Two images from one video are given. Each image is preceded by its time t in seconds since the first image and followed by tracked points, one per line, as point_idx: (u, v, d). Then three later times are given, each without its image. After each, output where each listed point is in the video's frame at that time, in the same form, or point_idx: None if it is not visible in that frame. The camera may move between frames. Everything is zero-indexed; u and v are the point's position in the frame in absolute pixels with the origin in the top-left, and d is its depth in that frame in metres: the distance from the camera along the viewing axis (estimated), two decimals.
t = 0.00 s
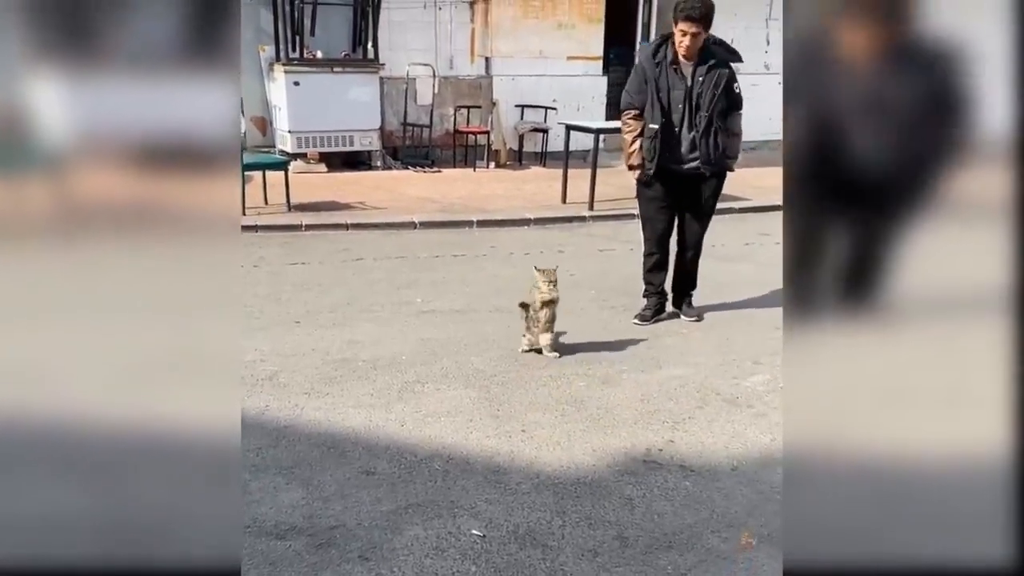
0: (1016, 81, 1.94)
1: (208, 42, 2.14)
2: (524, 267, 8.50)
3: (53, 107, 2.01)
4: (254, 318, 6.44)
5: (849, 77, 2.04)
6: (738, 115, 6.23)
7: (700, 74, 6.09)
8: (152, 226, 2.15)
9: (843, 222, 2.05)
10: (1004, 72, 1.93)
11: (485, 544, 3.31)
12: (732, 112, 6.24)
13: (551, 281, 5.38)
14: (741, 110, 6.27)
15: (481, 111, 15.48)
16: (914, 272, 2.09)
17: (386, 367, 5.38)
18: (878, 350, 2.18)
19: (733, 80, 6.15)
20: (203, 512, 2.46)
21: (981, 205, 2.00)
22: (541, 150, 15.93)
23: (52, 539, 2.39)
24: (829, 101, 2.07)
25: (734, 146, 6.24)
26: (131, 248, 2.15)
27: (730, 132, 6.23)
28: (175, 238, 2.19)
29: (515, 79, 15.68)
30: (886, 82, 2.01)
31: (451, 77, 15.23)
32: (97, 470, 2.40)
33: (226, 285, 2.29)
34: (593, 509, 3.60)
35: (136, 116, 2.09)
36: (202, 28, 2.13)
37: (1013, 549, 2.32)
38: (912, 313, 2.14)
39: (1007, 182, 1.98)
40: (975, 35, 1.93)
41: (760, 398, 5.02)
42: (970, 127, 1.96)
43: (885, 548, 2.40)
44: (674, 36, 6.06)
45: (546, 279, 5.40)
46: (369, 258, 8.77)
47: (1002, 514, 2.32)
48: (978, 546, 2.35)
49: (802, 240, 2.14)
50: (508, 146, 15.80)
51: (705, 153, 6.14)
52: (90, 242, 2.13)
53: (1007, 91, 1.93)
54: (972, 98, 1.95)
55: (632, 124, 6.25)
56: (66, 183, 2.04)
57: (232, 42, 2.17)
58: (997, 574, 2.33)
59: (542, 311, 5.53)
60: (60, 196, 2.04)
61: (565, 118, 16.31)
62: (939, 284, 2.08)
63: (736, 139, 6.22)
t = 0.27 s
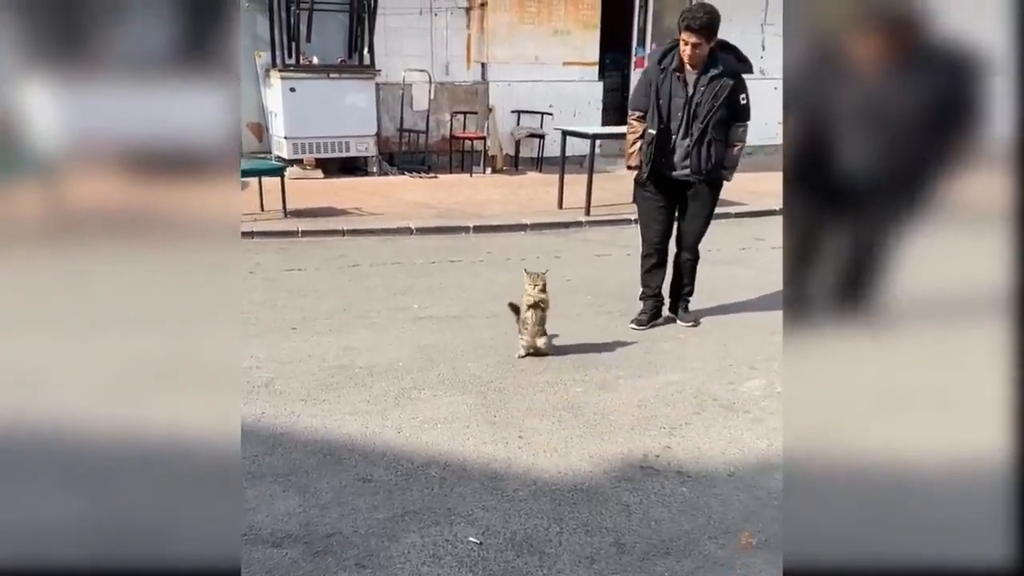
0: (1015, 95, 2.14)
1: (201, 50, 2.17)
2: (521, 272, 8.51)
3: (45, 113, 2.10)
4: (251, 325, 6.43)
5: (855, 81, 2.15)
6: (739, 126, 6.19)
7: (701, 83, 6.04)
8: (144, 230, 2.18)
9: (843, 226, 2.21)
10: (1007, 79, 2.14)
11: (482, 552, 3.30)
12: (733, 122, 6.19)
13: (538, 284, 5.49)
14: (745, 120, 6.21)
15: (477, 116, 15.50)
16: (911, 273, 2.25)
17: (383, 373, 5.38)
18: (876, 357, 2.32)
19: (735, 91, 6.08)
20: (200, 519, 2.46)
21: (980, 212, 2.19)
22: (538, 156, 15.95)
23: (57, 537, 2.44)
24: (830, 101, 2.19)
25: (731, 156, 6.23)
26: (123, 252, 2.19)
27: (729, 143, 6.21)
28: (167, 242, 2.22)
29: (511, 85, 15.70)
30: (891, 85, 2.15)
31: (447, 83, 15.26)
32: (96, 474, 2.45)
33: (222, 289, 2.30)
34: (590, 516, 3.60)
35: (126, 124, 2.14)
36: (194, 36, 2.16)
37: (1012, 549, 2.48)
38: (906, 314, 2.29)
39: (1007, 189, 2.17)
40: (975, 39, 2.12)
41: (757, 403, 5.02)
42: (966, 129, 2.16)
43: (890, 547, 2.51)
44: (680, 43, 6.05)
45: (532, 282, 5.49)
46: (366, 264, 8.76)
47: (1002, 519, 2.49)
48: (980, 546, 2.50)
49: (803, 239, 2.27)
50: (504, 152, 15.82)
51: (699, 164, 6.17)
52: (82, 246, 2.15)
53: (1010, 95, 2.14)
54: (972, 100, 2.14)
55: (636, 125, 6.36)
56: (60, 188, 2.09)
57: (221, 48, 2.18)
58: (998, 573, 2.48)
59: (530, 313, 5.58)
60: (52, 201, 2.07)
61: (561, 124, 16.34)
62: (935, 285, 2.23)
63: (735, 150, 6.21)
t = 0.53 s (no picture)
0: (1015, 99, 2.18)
1: (196, 56, 2.15)
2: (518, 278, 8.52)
3: (40, 120, 2.14)
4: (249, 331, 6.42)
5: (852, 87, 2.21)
6: (739, 133, 6.22)
7: (701, 90, 6.07)
8: (138, 237, 2.19)
9: (836, 224, 2.27)
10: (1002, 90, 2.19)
11: (482, 557, 3.30)
12: (733, 129, 6.22)
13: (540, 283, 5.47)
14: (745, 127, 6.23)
15: (474, 122, 15.53)
16: (908, 272, 2.28)
17: (381, 379, 5.38)
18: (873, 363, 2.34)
19: (735, 98, 6.11)
20: (188, 527, 2.47)
21: (974, 215, 2.22)
22: (535, 161, 15.97)
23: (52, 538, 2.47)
24: (827, 103, 2.22)
25: (728, 163, 6.27)
26: (114, 260, 2.20)
27: (726, 149, 6.24)
28: (161, 249, 2.22)
29: (508, 91, 15.74)
30: (888, 90, 2.20)
31: (444, 89, 15.29)
32: (93, 479, 2.47)
33: (212, 296, 2.31)
34: (589, 521, 3.60)
35: (117, 131, 2.15)
36: (189, 42, 2.14)
37: (1012, 549, 2.49)
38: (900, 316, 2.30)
39: (1008, 193, 2.19)
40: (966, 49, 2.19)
41: (754, 408, 5.03)
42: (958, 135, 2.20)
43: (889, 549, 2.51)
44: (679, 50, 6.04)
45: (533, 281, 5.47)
46: (364, 270, 8.77)
47: (1002, 517, 2.50)
48: (980, 546, 2.51)
49: (798, 236, 2.35)
50: (501, 158, 15.85)
51: (694, 172, 6.24)
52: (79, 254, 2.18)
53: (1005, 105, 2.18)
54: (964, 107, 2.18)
55: (636, 129, 6.40)
56: (56, 195, 2.13)
57: (216, 54, 2.16)
58: (998, 573, 2.50)
59: (533, 311, 5.58)
60: (48, 208, 2.13)
61: (558, 129, 16.38)
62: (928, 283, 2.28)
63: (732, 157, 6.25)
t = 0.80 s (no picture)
0: (1016, 100, 2.10)
1: (191, 62, 2.17)
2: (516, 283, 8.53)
3: (33, 126, 2.14)
4: (247, 337, 6.43)
5: (844, 89, 2.23)
6: (732, 134, 6.29)
7: (694, 93, 6.19)
8: (132, 242, 2.20)
9: (829, 226, 2.31)
10: (1002, 88, 2.10)
11: (481, 562, 3.30)
12: (727, 132, 6.30)
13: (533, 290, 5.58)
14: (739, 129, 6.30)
15: (472, 127, 15.55)
16: (903, 274, 2.29)
17: (379, 383, 5.39)
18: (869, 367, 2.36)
19: (728, 101, 6.21)
20: (193, 535, 2.51)
21: (969, 216, 2.18)
22: (532, 166, 16.01)
23: (50, 539, 2.53)
24: (821, 107, 2.26)
25: (723, 165, 6.33)
26: (112, 265, 2.20)
27: (721, 151, 6.30)
28: (156, 254, 2.23)
29: (505, 96, 15.78)
30: (881, 92, 2.19)
31: (442, 95, 15.32)
32: (91, 482, 2.50)
33: (207, 298, 2.31)
34: (588, 525, 3.60)
35: (111, 138, 2.16)
36: (184, 48, 2.16)
37: (1012, 550, 2.49)
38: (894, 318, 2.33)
39: (1006, 197, 2.14)
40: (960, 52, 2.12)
41: (752, 412, 5.04)
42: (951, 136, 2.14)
43: (890, 547, 2.56)
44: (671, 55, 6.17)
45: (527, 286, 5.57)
46: (362, 275, 8.77)
47: (1003, 519, 2.50)
48: (979, 547, 2.53)
49: (798, 237, 2.41)
50: (499, 163, 15.89)
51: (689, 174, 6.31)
52: (75, 260, 2.19)
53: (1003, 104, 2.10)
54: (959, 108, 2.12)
55: (630, 136, 6.46)
56: (50, 201, 2.13)
57: (210, 59, 2.19)
58: (997, 573, 2.50)
59: (526, 317, 5.71)
60: (43, 215, 2.13)
61: (556, 134, 16.41)
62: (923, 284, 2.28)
63: (728, 159, 6.33)
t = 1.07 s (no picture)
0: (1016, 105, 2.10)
1: (188, 68, 2.18)
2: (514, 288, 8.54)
3: (30, 131, 2.16)
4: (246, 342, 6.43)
5: (811, 99, 2.22)
6: (716, 136, 6.41)
7: (675, 98, 6.35)
8: (130, 245, 2.23)
9: (827, 229, 2.22)
10: (1000, 92, 2.09)
11: (480, 566, 3.31)
12: (711, 133, 6.43)
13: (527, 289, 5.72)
14: (723, 129, 6.41)
15: (469, 133, 15.59)
16: (896, 280, 2.25)
17: (378, 389, 5.39)
18: (864, 370, 2.32)
19: (709, 103, 6.37)
20: (190, 546, 2.49)
21: (968, 219, 2.17)
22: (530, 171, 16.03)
23: (50, 544, 2.53)
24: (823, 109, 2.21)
25: (711, 165, 6.42)
26: (111, 269, 2.24)
27: (707, 153, 6.43)
28: (153, 258, 2.25)
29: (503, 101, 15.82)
30: (865, 96, 2.15)
31: (440, 100, 15.35)
32: (88, 487, 2.50)
33: (206, 300, 2.33)
34: (587, 529, 3.61)
35: (107, 142, 2.17)
36: (180, 54, 2.17)
37: (1012, 549, 2.46)
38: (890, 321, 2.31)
39: (1006, 202, 2.16)
40: (949, 55, 2.08)
41: (750, 416, 5.05)
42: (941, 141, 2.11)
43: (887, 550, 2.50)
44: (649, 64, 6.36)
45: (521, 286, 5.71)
46: (360, 280, 8.78)
47: (1004, 518, 2.48)
48: (979, 547, 2.49)
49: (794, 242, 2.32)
50: (497, 168, 15.92)
51: (677, 177, 6.43)
52: (74, 263, 2.23)
53: (1002, 108, 2.09)
54: (953, 108, 2.10)
55: (620, 145, 6.65)
56: (49, 205, 2.17)
57: (207, 66, 2.19)
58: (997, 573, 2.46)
59: (524, 319, 5.83)
60: (42, 220, 2.18)
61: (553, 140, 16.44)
62: (917, 288, 2.25)
63: (715, 160, 6.41)
